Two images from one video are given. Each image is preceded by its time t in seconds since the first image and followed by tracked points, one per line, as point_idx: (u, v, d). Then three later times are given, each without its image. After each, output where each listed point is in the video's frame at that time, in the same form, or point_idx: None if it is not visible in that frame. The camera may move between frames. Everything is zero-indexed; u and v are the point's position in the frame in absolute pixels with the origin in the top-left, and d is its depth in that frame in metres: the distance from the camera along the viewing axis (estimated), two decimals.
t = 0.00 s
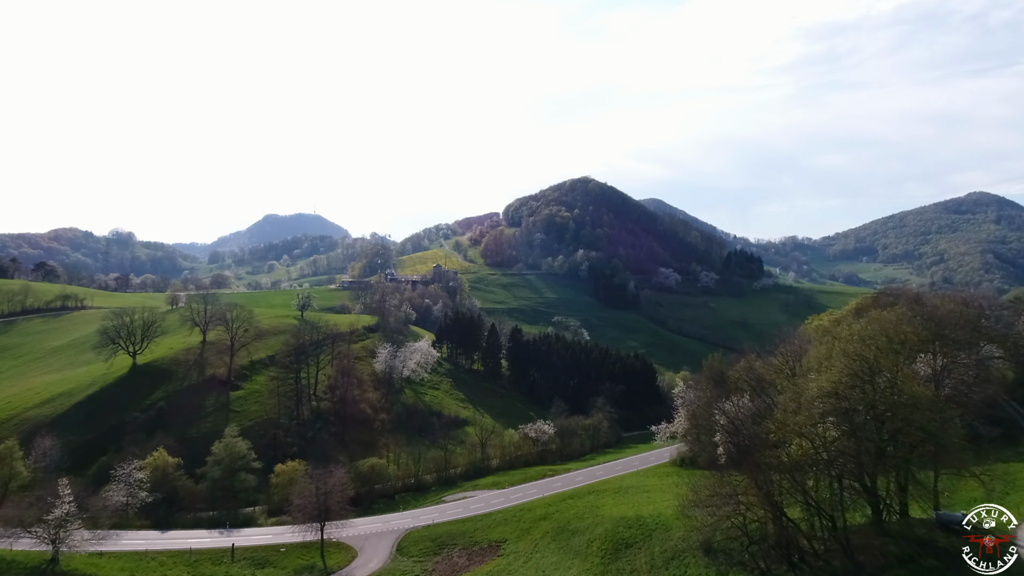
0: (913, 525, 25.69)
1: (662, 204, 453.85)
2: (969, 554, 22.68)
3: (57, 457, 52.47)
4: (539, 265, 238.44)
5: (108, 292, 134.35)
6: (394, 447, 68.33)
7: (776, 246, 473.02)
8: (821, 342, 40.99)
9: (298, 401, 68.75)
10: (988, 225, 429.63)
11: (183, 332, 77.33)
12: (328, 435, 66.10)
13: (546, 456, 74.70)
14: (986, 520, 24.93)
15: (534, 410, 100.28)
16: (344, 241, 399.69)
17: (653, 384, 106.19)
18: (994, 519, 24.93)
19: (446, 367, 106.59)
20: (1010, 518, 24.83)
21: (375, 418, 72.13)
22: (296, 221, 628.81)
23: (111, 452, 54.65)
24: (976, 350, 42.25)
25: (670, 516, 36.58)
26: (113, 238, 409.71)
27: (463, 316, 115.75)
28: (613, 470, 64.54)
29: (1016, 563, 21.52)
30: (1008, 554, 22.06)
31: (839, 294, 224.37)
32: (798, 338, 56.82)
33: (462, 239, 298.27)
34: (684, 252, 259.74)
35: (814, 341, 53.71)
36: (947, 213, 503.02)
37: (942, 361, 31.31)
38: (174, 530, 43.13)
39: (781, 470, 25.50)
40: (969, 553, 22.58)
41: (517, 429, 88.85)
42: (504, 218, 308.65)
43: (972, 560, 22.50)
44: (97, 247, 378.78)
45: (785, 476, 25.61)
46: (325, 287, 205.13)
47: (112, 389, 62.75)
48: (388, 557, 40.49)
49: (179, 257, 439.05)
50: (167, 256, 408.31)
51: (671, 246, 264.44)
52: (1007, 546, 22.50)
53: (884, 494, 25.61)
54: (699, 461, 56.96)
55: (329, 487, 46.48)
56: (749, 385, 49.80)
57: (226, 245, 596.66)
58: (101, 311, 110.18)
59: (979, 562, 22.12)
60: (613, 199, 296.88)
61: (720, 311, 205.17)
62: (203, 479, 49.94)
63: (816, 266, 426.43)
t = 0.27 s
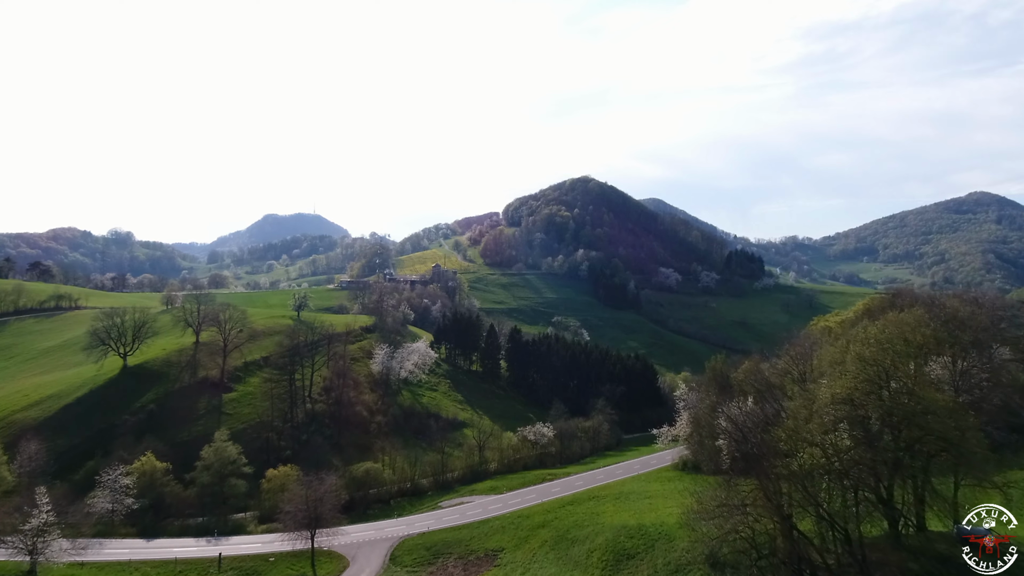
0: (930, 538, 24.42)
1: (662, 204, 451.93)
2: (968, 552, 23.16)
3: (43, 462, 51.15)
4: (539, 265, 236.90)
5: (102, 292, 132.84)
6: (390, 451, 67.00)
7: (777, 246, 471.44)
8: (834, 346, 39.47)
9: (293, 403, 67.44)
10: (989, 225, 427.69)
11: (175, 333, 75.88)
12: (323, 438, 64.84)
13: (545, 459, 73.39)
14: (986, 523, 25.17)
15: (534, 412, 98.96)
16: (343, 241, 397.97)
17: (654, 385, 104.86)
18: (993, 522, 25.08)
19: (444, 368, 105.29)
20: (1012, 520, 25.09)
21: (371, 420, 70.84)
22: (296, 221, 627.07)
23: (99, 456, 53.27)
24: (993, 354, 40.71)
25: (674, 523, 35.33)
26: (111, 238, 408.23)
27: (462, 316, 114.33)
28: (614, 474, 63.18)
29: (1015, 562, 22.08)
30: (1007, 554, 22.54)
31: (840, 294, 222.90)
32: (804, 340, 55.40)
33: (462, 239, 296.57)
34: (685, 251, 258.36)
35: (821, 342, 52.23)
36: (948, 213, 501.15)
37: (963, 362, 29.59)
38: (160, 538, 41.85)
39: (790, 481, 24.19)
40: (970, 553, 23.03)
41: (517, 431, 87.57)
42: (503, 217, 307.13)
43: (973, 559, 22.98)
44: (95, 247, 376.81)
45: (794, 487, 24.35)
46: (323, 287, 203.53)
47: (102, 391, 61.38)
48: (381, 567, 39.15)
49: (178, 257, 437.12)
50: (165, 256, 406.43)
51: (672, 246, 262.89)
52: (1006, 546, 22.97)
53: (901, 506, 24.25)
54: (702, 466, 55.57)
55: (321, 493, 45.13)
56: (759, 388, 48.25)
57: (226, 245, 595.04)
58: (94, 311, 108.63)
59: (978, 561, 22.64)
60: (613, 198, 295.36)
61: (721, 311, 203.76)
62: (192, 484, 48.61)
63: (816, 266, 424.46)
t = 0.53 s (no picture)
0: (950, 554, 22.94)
1: (663, 204, 450.43)
2: (969, 553, 22.40)
3: (29, 467, 49.82)
4: (538, 265, 235.46)
5: (97, 292, 131.36)
6: (385, 455, 65.64)
7: (777, 246, 469.97)
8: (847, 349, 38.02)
9: (287, 406, 66.08)
10: (990, 224, 426.21)
11: (168, 334, 74.48)
12: (317, 441, 63.53)
13: (544, 462, 72.04)
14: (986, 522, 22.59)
15: (533, 414, 97.59)
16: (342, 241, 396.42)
17: (655, 387, 103.51)
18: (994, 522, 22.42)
19: (442, 369, 103.93)
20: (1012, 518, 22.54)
21: (367, 423, 69.48)
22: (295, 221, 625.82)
23: (86, 461, 51.87)
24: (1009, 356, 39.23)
25: (677, 534, 33.99)
26: (110, 239, 407.05)
27: (460, 317, 112.96)
28: (615, 478, 61.83)
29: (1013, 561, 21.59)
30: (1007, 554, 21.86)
31: (841, 294, 221.53)
32: (810, 342, 54.05)
33: (461, 239, 295.09)
34: (685, 251, 257.04)
35: (828, 343, 50.85)
36: (949, 213, 499.77)
37: (988, 366, 27.81)
38: (145, 548, 40.58)
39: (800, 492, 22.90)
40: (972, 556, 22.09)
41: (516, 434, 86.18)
42: (503, 217, 305.67)
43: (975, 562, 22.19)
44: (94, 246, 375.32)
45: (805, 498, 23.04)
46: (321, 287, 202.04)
47: (92, 394, 60.03)
48: None
49: (177, 257, 435.84)
50: (164, 256, 405.05)
51: (672, 246, 261.50)
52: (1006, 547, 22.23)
53: (920, 520, 22.81)
54: (705, 470, 54.23)
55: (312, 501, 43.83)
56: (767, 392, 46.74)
57: (225, 245, 593.71)
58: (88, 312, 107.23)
59: (977, 561, 21.99)
60: (613, 198, 293.91)
61: (721, 311, 202.39)
62: (180, 490, 47.28)
63: (817, 265, 423.00)
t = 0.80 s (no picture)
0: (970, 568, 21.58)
1: (663, 203, 449.29)
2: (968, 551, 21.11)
3: (15, 471, 48.63)
4: (538, 265, 234.18)
5: (93, 293, 130.14)
6: (381, 458, 64.51)
7: (778, 246, 468.55)
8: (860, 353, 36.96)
9: (281, 408, 64.94)
10: (991, 224, 424.91)
11: (161, 335, 73.23)
12: (312, 445, 62.41)
13: (543, 465, 70.86)
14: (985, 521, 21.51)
15: (532, 416, 96.42)
16: (342, 241, 395.05)
17: (656, 388, 102.43)
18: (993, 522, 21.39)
19: (440, 370, 102.76)
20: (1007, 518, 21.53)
21: (363, 426, 68.37)
22: (295, 221, 624.49)
23: (74, 466, 50.64)
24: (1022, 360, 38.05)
25: (680, 542, 32.97)
26: (109, 238, 405.84)
27: (459, 317, 111.72)
28: (615, 482, 60.63)
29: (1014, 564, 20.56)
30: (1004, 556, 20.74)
31: (842, 294, 220.43)
32: (816, 343, 52.95)
33: (461, 239, 293.80)
34: (686, 251, 255.81)
35: (835, 345, 49.57)
36: (950, 212, 498.57)
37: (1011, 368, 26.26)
38: (131, 556, 39.50)
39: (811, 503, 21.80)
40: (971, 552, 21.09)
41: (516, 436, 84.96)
42: (503, 217, 304.39)
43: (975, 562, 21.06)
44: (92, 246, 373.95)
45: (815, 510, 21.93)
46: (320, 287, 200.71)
47: (82, 396, 58.80)
48: None
49: (176, 257, 434.59)
50: (163, 256, 403.77)
51: (672, 246, 260.38)
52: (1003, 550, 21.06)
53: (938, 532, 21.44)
54: (708, 475, 53.07)
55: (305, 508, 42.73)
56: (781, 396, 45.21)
57: (224, 245, 592.49)
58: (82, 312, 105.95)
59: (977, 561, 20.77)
60: (613, 198, 292.59)
61: (722, 312, 201.28)
62: (170, 495, 46.09)
63: (817, 265, 421.73)
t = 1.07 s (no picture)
0: None
1: (663, 203, 447.86)
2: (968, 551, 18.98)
3: None
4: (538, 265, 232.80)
5: (89, 293, 128.83)
6: (377, 462, 63.18)
7: (779, 246, 467.26)
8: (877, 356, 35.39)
9: (275, 411, 63.57)
10: (993, 224, 423.58)
11: (153, 336, 71.84)
12: (307, 448, 61.10)
13: (543, 469, 69.44)
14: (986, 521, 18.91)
15: (532, 417, 95.06)
16: (341, 241, 393.77)
17: (657, 389, 101.17)
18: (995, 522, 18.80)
19: (438, 371, 101.39)
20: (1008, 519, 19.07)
21: (358, 429, 67.09)
22: (295, 221, 623.18)
23: (59, 471, 49.29)
24: None
25: (683, 553, 31.72)
26: (108, 238, 404.86)
27: (457, 318, 110.33)
28: (616, 487, 59.23)
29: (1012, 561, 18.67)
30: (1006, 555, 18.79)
31: (844, 294, 219.10)
32: (823, 345, 51.50)
33: (461, 239, 292.53)
34: (686, 251, 254.51)
35: (842, 345, 48.15)
36: (951, 212, 497.20)
37: None
38: (114, 566, 38.25)
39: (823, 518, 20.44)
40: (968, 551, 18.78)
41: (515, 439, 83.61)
42: (503, 217, 303.02)
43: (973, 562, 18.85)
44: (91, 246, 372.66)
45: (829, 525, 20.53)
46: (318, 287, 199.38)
47: (70, 398, 57.41)
48: None
49: (175, 256, 433.52)
50: (162, 256, 402.66)
51: (673, 246, 259.03)
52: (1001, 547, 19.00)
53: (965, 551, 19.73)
54: (711, 479, 51.63)
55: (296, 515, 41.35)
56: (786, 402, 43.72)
57: (224, 245, 591.47)
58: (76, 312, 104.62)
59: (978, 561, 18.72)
60: (613, 197, 291.18)
61: (723, 311, 199.95)
62: (157, 502, 44.70)
63: (818, 265, 420.49)
